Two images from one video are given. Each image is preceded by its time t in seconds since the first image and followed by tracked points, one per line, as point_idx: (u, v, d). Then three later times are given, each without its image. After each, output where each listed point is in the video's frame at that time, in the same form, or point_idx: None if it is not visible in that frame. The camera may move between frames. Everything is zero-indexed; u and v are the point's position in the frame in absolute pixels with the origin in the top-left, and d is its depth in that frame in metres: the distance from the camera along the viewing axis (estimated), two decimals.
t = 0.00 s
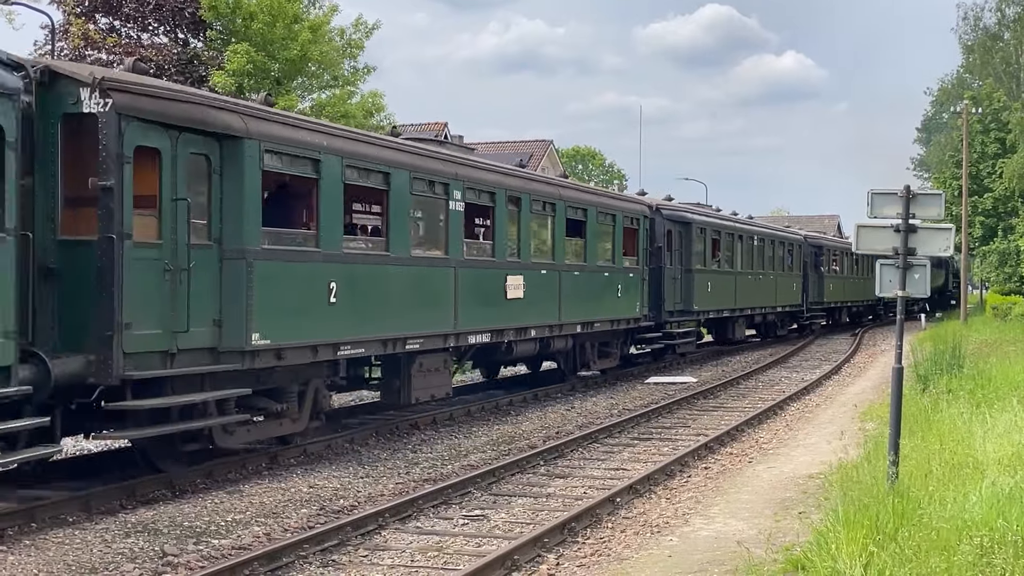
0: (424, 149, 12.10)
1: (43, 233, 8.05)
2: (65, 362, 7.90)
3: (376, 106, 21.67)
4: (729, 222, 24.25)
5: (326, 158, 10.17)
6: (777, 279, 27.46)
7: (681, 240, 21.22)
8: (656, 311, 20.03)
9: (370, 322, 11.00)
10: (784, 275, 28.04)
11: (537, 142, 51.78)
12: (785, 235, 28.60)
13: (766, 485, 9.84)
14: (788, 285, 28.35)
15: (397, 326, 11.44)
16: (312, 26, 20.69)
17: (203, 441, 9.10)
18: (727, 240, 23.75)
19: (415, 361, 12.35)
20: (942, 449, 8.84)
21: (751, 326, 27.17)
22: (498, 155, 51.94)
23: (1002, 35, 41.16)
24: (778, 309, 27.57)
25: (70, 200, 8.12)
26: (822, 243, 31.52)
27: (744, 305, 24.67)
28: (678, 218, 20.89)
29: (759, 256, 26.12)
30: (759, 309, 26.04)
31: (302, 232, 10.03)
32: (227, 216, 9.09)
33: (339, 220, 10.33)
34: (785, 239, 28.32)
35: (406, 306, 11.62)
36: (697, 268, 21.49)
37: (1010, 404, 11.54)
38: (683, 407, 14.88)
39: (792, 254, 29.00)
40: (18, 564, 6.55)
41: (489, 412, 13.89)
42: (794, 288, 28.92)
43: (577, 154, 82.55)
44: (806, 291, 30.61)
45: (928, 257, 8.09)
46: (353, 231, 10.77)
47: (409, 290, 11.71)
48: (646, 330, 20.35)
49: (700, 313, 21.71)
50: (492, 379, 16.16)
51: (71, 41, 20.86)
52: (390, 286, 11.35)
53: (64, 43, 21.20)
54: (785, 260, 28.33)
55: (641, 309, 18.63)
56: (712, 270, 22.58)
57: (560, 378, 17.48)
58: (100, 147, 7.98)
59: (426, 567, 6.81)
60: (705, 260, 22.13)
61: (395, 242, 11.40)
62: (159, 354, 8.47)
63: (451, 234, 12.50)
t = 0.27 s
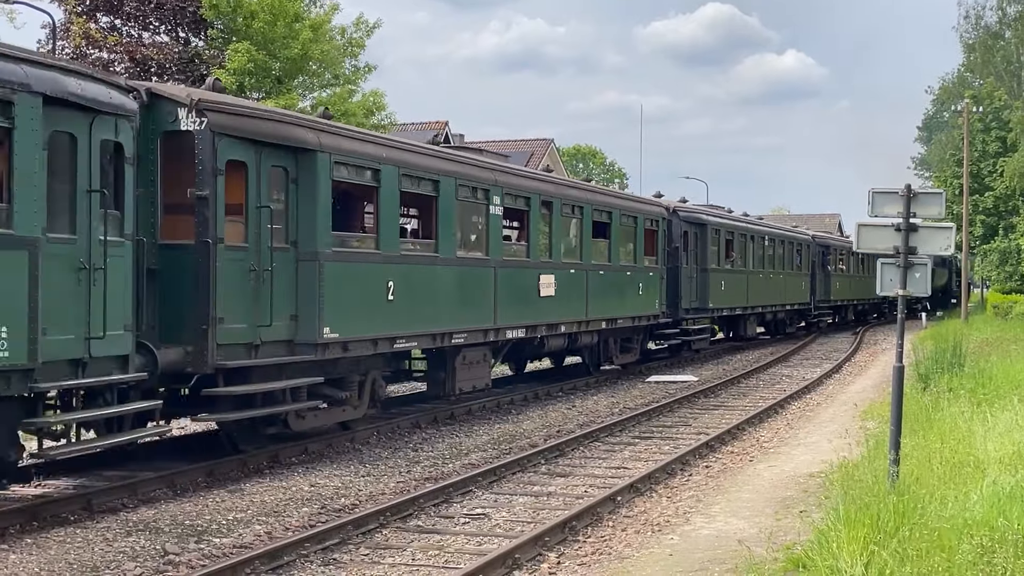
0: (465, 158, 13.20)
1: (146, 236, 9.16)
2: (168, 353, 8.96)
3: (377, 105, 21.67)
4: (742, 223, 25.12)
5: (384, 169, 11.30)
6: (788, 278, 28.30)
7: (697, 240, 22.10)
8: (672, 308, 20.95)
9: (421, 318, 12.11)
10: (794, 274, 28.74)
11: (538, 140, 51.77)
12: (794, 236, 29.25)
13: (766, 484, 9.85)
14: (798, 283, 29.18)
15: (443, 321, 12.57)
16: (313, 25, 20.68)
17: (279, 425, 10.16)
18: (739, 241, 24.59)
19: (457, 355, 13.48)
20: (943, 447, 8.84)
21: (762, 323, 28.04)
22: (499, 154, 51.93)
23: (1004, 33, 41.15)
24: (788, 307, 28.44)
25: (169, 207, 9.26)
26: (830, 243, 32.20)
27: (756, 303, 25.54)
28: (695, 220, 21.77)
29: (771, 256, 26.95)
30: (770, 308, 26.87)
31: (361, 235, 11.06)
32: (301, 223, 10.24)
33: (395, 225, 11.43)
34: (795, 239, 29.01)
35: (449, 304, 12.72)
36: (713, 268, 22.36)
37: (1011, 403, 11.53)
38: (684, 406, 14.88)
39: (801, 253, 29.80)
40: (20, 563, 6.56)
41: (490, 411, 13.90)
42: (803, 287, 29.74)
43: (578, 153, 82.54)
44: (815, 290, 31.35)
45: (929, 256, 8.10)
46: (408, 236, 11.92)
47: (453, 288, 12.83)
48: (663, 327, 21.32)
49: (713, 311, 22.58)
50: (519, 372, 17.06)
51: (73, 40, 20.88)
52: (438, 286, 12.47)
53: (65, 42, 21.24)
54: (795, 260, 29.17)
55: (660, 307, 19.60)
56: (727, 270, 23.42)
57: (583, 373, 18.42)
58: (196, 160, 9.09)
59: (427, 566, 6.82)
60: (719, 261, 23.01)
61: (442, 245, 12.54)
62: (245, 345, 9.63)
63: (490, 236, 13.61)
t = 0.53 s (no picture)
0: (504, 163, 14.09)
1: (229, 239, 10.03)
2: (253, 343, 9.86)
3: (378, 103, 21.67)
4: (754, 224, 25.92)
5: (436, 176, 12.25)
6: (798, 276, 29.17)
7: (712, 240, 22.99)
8: (689, 305, 21.86)
9: (466, 314, 13.02)
10: (801, 273, 29.40)
11: (539, 139, 51.77)
12: (803, 236, 29.84)
13: (767, 482, 9.85)
14: (808, 282, 30.02)
15: (486, 316, 13.49)
16: (314, 23, 20.66)
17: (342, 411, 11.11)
18: (751, 240, 25.47)
19: (495, 349, 14.42)
20: (944, 446, 8.84)
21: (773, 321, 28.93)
22: (500, 152, 51.93)
23: (1005, 31, 41.11)
24: (799, 305, 29.31)
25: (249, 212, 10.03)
26: (838, 242, 32.89)
27: (767, 300, 26.43)
28: (710, 221, 22.67)
29: (781, 255, 27.83)
30: (781, 305, 27.71)
31: (410, 236, 11.91)
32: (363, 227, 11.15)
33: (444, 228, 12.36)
34: (804, 239, 29.76)
35: (490, 300, 13.62)
36: (727, 266, 23.26)
37: (1012, 401, 11.53)
38: (685, 404, 14.88)
39: (811, 252, 30.64)
40: (21, 561, 6.57)
41: (491, 409, 13.90)
42: (812, 285, 30.58)
43: (580, 151, 82.53)
44: (824, 289, 32.10)
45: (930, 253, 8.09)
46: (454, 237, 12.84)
47: (494, 285, 13.73)
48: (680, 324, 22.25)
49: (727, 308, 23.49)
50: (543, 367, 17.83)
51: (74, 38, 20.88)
52: (481, 283, 13.39)
53: (66, 40, 21.26)
54: (806, 259, 30.04)
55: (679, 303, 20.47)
56: (740, 269, 24.32)
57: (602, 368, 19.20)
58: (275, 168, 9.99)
59: (429, 564, 6.83)
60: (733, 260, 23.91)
61: (485, 245, 13.45)
62: (314, 337, 10.51)
63: (527, 236, 14.50)
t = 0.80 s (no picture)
0: (536, 169, 15.11)
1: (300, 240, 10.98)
2: (322, 335, 10.83)
3: (379, 100, 21.67)
4: (766, 224, 26.73)
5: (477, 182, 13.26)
6: (808, 274, 29.94)
7: (726, 239, 23.82)
8: (705, 302, 22.68)
9: (504, 309, 14.02)
10: (810, 271, 30.08)
11: (540, 136, 51.75)
12: (812, 235, 30.53)
13: (768, 479, 9.85)
14: (818, 280, 30.78)
15: (521, 311, 14.49)
16: (315, 20, 20.63)
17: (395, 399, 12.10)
18: (764, 239, 26.27)
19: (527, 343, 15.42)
20: (946, 443, 8.83)
21: (784, 317, 29.73)
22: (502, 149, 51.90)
23: (1007, 28, 41.06)
24: (810, 303, 30.08)
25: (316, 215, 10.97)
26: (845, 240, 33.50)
27: (779, 297, 27.23)
28: (725, 220, 23.49)
29: (792, 254, 28.61)
30: (792, 302, 28.45)
31: (453, 236, 12.86)
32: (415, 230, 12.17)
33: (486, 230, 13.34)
34: (813, 238, 30.46)
35: (525, 296, 14.60)
36: (742, 265, 24.07)
37: (1013, 399, 11.52)
38: (686, 402, 14.88)
39: (821, 250, 31.42)
40: (22, 558, 6.57)
41: (493, 407, 13.90)
42: (822, 283, 31.34)
43: (581, 149, 82.52)
44: (832, 286, 32.76)
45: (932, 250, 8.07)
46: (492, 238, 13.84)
47: (528, 281, 14.71)
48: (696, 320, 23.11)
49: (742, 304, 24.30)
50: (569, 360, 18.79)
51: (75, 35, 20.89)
52: (516, 280, 14.39)
53: (67, 37, 21.25)
54: (815, 257, 30.84)
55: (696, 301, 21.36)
56: (753, 266, 25.12)
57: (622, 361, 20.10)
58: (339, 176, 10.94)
59: (430, 561, 6.83)
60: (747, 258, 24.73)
61: (521, 245, 14.45)
62: (373, 329, 11.47)
63: (558, 237, 15.51)
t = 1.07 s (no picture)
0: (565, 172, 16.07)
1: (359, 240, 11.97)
2: (379, 327, 11.81)
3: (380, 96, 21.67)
4: (775, 222, 27.48)
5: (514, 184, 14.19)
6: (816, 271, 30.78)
7: (738, 237, 24.67)
8: (717, 297, 23.54)
9: (537, 304, 14.96)
10: (817, 268, 30.78)
11: (541, 133, 51.72)
12: (819, 233, 31.24)
13: (768, 476, 9.85)
14: (826, 277, 31.57)
15: (553, 305, 15.45)
16: (316, 17, 20.57)
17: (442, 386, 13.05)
18: (775, 237, 27.11)
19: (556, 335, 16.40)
20: (946, 440, 8.83)
21: (793, 313, 30.56)
22: (503, 146, 51.90)
23: (1008, 25, 41.02)
24: (818, 299, 30.90)
25: (373, 216, 11.95)
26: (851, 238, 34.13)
27: (789, 294, 28.08)
28: (738, 220, 24.36)
29: (801, 251, 29.43)
30: (801, 298, 29.24)
31: (493, 236, 13.82)
32: (461, 230, 13.17)
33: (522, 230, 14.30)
34: (820, 236, 31.18)
35: (556, 292, 15.55)
36: (753, 262, 24.91)
37: (1014, 396, 11.51)
38: (686, 399, 14.87)
39: (829, 248, 32.19)
40: (23, 554, 6.57)
41: (493, 403, 13.89)
42: (830, 280, 32.11)
43: (581, 145, 82.47)
44: (839, 283, 33.42)
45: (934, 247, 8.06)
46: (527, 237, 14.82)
47: (559, 278, 15.65)
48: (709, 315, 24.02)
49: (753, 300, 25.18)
50: (592, 353, 19.80)
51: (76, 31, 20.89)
52: (549, 277, 15.34)
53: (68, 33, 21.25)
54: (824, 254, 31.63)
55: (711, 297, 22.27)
56: (765, 264, 25.95)
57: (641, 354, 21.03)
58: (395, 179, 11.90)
59: (431, 558, 6.83)
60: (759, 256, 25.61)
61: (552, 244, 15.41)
62: (423, 322, 12.39)
63: (585, 237, 16.45)
